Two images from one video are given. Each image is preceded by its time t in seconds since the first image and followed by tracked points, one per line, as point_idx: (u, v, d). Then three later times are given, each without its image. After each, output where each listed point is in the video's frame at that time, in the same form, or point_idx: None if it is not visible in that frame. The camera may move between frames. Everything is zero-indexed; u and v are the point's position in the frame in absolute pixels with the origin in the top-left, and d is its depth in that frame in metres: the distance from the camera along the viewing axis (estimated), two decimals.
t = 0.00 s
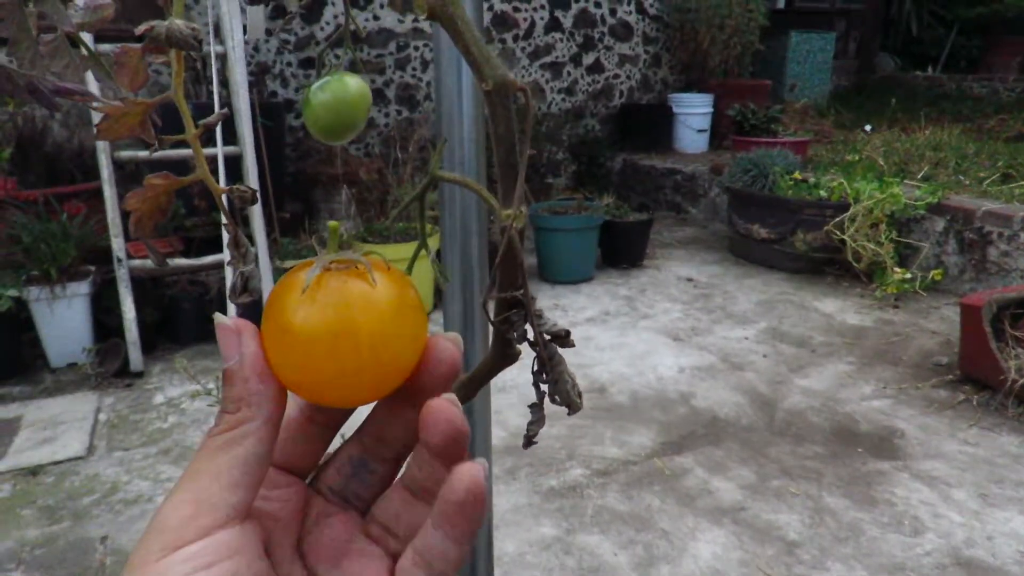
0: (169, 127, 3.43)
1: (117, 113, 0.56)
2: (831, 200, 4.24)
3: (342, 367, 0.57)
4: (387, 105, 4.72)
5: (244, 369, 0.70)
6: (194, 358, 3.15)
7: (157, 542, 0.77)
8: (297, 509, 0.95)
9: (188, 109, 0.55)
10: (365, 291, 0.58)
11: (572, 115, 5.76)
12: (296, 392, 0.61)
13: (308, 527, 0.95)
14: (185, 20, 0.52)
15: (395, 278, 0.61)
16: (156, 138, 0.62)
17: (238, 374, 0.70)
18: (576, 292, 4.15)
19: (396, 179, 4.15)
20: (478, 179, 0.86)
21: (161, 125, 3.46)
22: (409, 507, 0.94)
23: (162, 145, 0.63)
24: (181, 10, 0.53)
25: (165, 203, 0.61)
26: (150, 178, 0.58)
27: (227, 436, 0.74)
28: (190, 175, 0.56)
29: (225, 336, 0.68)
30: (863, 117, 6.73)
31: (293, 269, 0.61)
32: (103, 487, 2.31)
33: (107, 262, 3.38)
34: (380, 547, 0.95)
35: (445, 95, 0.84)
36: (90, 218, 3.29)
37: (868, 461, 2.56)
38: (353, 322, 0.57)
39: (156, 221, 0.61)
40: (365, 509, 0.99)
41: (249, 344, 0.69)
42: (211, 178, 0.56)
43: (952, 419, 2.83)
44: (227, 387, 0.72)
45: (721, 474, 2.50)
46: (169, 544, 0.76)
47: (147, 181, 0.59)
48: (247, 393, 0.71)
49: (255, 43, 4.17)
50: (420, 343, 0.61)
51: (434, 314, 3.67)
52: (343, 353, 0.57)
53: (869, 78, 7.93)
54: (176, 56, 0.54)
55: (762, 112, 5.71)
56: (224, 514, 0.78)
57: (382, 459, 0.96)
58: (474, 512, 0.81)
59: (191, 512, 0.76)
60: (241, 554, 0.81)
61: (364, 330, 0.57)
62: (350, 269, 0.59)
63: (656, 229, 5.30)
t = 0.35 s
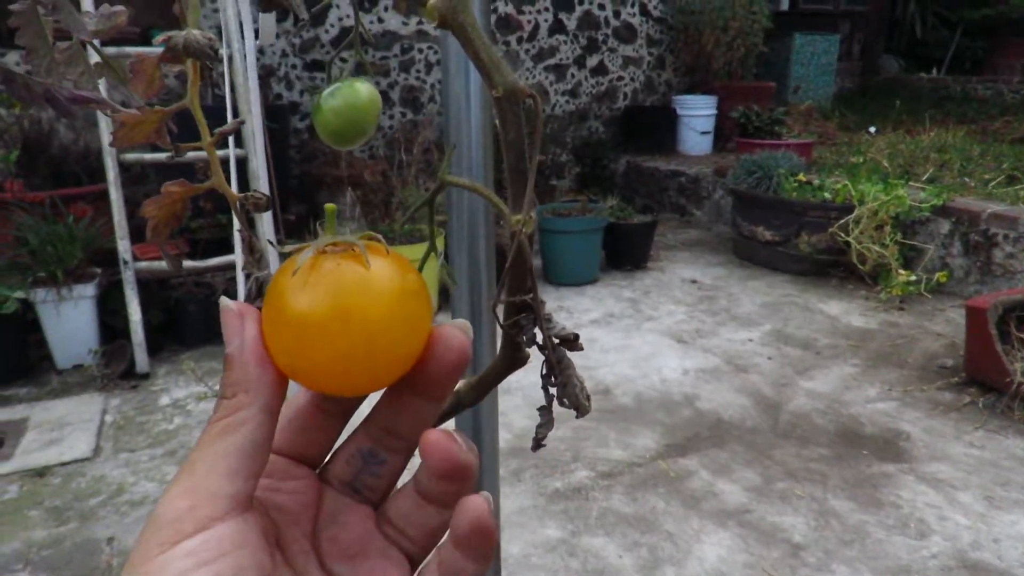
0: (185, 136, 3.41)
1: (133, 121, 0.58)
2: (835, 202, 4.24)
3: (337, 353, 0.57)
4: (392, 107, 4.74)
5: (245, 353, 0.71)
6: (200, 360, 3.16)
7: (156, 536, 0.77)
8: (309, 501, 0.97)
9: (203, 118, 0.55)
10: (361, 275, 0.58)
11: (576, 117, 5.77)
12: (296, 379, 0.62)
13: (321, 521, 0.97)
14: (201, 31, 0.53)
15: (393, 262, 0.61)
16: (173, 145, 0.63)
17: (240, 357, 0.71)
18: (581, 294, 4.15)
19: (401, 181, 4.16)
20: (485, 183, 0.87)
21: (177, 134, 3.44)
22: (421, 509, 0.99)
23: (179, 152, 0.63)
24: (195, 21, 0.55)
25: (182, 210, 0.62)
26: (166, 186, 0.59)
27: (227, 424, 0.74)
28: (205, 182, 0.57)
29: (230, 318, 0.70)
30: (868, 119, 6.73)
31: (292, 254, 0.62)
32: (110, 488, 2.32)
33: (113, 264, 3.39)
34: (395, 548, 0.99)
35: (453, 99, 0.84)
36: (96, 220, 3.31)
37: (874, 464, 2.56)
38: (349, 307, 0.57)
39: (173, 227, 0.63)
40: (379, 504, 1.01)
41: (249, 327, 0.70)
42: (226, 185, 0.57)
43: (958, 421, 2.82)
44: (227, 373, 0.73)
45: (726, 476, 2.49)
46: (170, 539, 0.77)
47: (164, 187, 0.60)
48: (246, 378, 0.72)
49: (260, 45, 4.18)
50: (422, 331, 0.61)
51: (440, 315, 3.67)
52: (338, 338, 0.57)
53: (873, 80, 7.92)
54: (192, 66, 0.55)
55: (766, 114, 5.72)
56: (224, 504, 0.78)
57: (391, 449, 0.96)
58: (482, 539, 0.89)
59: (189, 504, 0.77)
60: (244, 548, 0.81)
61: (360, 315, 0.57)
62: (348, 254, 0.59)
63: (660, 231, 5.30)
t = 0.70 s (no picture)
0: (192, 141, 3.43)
1: (142, 127, 0.58)
2: (841, 205, 4.24)
3: (353, 338, 0.58)
4: (397, 110, 4.75)
5: (259, 339, 0.70)
6: (206, 362, 3.17)
7: (170, 525, 0.80)
8: (321, 489, 0.98)
9: (210, 124, 0.56)
10: (378, 263, 0.59)
11: (581, 120, 5.78)
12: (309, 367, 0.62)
13: (332, 511, 0.98)
14: (209, 39, 0.54)
15: (410, 251, 0.61)
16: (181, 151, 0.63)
17: (253, 345, 0.70)
18: (586, 296, 4.15)
19: (406, 183, 4.17)
20: (489, 186, 0.87)
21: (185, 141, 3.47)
22: (432, 501, 1.00)
23: (186, 157, 0.64)
24: (203, 27, 0.56)
25: (189, 214, 0.63)
26: (175, 191, 0.60)
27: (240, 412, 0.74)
28: (212, 187, 0.57)
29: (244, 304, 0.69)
30: (874, 121, 6.71)
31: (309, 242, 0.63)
32: (116, 490, 2.33)
33: (121, 266, 3.41)
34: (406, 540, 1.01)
35: (457, 104, 0.85)
36: (103, 223, 3.32)
37: (879, 467, 2.55)
38: (366, 295, 0.58)
39: (180, 231, 0.63)
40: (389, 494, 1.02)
41: (265, 314, 0.69)
42: (233, 190, 0.58)
43: (964, 424, 2.82)
44: (242, 359, 0.72)
45: (731, 479, 2.49)
46: (182, 529, 0.79)
47: (172, 192, 0.61)
48: (260, 365, 0.71)
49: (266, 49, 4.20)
50: (437, 321, 0.61)
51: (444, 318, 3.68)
52: (354, 325, 0.57)
53: (880, 82, 7.90)
54: (199, 73, 0.56)
55: (772, 116, 5.71)
56: (234, 493, 0.80)
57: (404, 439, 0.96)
58: (492, 538, 0.92)
59: (201, 492, 0.79)
60: (253, 537, 0.83)
61: (377, 302, 0.57)
62: (365, 242, 0.60)
63: (664, 233, 5.30)
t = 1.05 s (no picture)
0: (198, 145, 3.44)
1: (150, 130, 0.59)
2: (844, 207, 4.23)
3: (378, 347, 0.58)
4: (400, 114, 4.76)
5: (280, 350, 0.71)
6: (211, 366, 3.18)
7: (188, 536, 0.80)
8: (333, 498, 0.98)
9: (217, 127, 0.57)
10: (409, 278, 0.59)
11: (584, 123, 5.78)
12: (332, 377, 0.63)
13: (343, 520, 0.99)
14: (217, 44, 0.55)
15: (436, 268, 0.62)
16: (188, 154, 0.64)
17: (276, 357, 0.72)
18: (589, 299, 4.16)
19: (409, 187, 4.18)
20: (492, 190, 0.88)
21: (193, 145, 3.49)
22: (441, 511, 1.02)
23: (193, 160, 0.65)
24: (210, 32, 0.56)
25: (197, 216, 0.63)
26: (183, 194, 0.60)
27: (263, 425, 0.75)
28: (220, 189, 0.58)
29: (263, 316, 0.70)
30: (877, 123, 6.71)
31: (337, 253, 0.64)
32: (120, 493, 2.34)
33: (125, 269, 3.42)
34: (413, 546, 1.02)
35: (460, 108, 0.86)
36: (108, 226, 3.33)
37: (882, 469, 2.55)
38: (395, 307, 0.58)
39: (187, 233, 0.64)
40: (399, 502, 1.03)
41: (287, 328, 0.70)
42: (241, 194, 0.58)
43: (968, 427, 2.81)
44: (264, 373, 0.73)
45: (734, 481, 2.49)
46: (201, 540, 0.79)
47: (179, 195, 0.62)
48: (282, 379, 0.73)
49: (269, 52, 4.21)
50: (459, 336, 0.62)
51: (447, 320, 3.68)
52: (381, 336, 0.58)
53: (882, 84, 7.90)
54: (207, 78, 0.56)
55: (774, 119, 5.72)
56: (256, 508, 0.80)
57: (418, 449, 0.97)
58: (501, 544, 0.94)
59: (224, 506, 0.79)
60: (271, 549, 0.83)
61: (405, 315, 0.58)
62: (395, 256, 0.61)
63: (667, 236, 5.30)
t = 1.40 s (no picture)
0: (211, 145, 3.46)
1: (163, 131, 0.59)
2: (847, 209, 4.23)
3: (399, 377, 0.59)
4: (403, 116, 4.77)
5: (296, 358, 0.70)
6: (214, 367, 3.19)
7: (183, 532, 0.81)
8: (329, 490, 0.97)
9: (229, 126, 0.57)
10: (433, 303, 0.58)
11: (587, 125, 5.77)
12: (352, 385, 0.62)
13: (337, 509, 0.97)
14: (230, 45, 0.55)
15: (460, 291, 0.61)
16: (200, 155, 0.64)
17: (288, 363, 0.71)
18: (592, 301, 4.16)
19: (412, 189, 4.19)
20: (498, 189, 0.88)
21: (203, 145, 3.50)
22: (431, 478, 0.93)
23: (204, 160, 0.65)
24: (222, 33, 0.57)
25: (209, 215, 0.64)
26: (196, 193, 0.61)
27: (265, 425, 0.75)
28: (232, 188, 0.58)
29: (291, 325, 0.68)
30: (880, 125, 6.70)
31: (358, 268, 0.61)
32: (124, 494, 2.34)
33: (129, 271, 3.43)
34: (405, 521, 0.95)
35: (465, 110, 0.86)
36: (112, 228, 3.34)
37: (886, 471, 2.55)
38: (417, 327, 0.57)
39: (198, 231, 0.64)
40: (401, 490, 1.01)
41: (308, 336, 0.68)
42: (253, 192, 0.58)
43: (973, 429, 2.81)
44: (276, 375, 0.73)
45: (738, 483, 2.49)
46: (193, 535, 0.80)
47: (192, 194, 0.62)
48: (292, 385, 0.73)
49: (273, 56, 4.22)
50: (471, 351, 0.62)
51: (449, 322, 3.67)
52: (403, 357, 0.58)
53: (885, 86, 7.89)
54: (220, 79, 0.57)
55: (777, 121, 5.72)
56: (247, 510, 0.80)
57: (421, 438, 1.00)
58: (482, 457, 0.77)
59: (216, 505, 0.79)
60: (265, 548, 0.84)
61: (426, 334, 0.58)
62: (419, 281, 0.59)
63: (670, 238, 5.30)
